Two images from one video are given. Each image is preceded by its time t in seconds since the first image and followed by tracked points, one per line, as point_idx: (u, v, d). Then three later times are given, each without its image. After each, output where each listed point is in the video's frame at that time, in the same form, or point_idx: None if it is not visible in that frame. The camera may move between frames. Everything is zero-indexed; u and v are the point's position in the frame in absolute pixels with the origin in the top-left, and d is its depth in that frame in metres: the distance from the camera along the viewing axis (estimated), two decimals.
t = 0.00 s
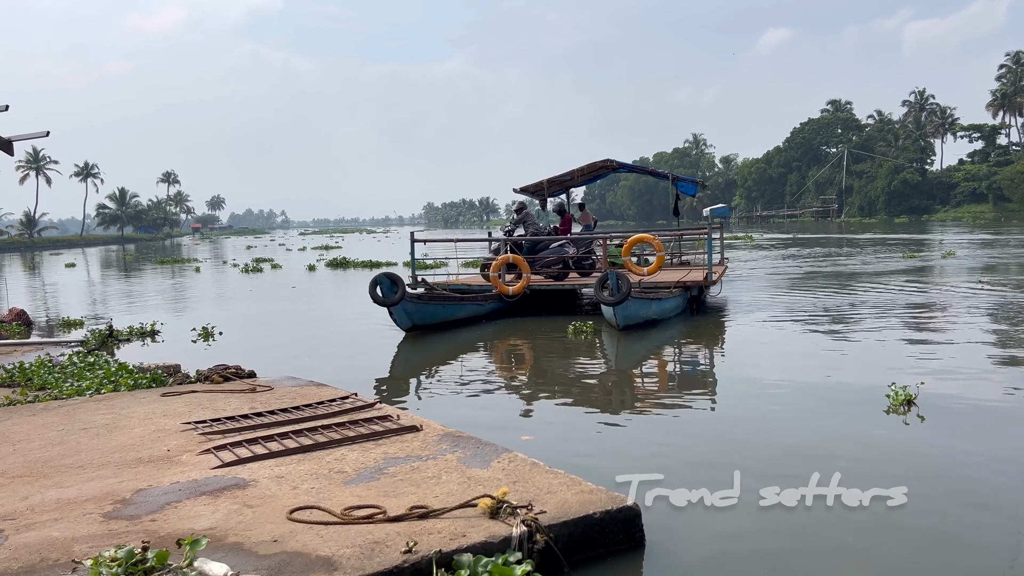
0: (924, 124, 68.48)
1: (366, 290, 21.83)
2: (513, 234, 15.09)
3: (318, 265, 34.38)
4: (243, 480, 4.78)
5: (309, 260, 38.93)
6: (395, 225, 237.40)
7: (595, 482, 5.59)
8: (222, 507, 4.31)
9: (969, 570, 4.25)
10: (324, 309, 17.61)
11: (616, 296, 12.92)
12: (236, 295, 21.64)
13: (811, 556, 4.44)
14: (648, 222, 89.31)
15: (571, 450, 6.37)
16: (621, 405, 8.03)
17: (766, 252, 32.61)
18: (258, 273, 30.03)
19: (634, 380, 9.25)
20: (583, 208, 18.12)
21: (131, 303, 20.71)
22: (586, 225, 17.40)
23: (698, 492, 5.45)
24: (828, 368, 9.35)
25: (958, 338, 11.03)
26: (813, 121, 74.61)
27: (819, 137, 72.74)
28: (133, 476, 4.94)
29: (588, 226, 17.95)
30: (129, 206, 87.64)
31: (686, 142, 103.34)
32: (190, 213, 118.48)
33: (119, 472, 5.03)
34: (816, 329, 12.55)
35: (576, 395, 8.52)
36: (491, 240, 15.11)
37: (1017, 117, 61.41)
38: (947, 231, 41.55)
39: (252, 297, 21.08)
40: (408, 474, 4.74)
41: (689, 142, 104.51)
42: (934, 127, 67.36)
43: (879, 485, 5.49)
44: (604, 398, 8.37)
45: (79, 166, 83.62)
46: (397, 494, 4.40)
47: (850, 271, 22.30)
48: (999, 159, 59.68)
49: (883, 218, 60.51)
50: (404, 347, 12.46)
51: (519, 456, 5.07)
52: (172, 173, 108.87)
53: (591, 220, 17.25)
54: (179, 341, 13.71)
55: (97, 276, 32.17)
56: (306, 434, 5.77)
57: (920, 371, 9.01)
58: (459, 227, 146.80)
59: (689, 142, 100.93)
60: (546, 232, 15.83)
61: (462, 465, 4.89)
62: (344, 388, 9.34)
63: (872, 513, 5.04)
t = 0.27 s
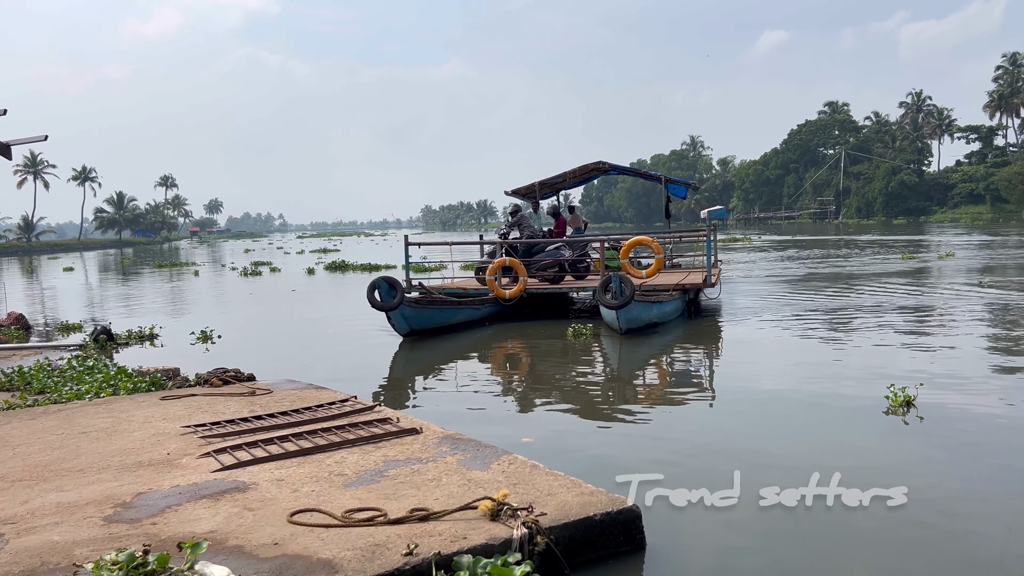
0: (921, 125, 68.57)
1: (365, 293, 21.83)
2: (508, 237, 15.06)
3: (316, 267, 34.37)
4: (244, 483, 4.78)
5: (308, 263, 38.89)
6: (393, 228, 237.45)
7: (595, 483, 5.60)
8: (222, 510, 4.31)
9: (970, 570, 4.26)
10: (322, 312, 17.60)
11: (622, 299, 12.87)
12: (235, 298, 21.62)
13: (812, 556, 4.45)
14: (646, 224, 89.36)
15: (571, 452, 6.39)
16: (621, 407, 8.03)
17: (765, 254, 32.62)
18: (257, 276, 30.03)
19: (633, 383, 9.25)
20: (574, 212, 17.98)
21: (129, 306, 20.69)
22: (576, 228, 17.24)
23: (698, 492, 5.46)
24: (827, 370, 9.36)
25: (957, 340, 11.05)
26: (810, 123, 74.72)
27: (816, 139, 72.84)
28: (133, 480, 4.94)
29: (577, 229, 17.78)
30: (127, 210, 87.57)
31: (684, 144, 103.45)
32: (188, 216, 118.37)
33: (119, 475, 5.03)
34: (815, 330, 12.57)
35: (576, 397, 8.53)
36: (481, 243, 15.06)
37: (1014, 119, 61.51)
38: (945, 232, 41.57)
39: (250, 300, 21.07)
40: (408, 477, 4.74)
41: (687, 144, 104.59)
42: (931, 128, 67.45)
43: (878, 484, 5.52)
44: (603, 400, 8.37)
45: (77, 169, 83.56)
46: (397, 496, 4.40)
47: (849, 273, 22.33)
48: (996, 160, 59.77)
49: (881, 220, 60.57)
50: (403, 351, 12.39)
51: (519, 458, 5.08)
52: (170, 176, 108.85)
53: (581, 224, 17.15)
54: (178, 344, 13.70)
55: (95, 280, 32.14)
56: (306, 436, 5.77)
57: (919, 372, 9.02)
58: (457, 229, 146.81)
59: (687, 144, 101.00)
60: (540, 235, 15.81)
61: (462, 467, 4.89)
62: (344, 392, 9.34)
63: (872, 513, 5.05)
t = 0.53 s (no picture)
0: (921, 126, 68.56)
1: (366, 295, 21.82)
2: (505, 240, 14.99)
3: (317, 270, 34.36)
4: (245, 486, 4.77)
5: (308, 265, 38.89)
6: (394, 230, 237.55)
7: (596, 485, 5.60)
8: (223, 512, 4.31)
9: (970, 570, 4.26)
10: (323, 315, 17.59)
11: (628, 301, 12.75)
12: (235, 301, 21.60)
13: (812, 556, 4.45)
14: (646, 225, 89.37)
15: (571, 453, 6.39)
16: (622, 409, 8.03)
17: (765, 255, 32.60)
18: (258, 278, 30.03)
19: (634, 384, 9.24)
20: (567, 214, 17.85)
21: (130, 309, 20.68)
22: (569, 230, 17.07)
23: (698, 492, 5.47)
24: (828, 371, 9.35)
25: (957, 341, 11.04)
26: (810, 124, 74.73)
27: (816, 140, 72.85)
28: (134, 483, 4.94)
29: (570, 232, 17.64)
30: (127, 213, 87.58)
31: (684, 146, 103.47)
32: (189, 219, 118.41)
33: (120, 479, 5.03)
34: (815, 331, 12.57)
35: (576, 399, 8.52)
36: (477, 245, 15.03)
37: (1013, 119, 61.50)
38: (946, 233, 41.53)
39: (251, 302, 21.06)
40: (409, 479, 4.74)
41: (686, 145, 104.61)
42: (931, 129, 67.44)
43: (878, 485, 5.52)
44: (604, 401, 8.37)
45: (77, 172, 83.57)
46: (399, 498, 4.40)
47: (849, 273, 22.31)
48: (996, 160, 59.77)
49: (881, 220, 60.56)
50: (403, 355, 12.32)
51: (519, 460, 5.08)
52: (171, 179, 108.89)
53: (573, 227, 17.00)
54: (178, 347, 13.69)
55: (95, 283, 32.13)
56: (306, 439, 5.76)
57: (920, 372, 9.02)
58: (458, 232, 146.84)
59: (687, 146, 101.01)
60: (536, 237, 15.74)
61: (463, 469, 4.89)
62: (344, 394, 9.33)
63: (873, 514, 5.05)
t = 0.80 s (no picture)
0: (921, 126, 68.57)
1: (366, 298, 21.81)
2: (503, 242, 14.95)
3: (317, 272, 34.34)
4: (246, 488, 4.77)
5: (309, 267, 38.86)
6: (394, 232, 237.62)
7: (596, 486, 5.60)
8: (225, 515, 4.31)
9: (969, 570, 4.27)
10: (324, 317, 17.58)
11: (633, 304, 12.77)
12: (236, 303, 21.61)
13: (811, 557, 4.44)
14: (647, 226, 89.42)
15: (571, 454, 6.39)
16: (622, 410, 8.02)
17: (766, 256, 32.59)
18: (259, 281, 30.03)
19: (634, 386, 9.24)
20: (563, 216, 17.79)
21: (131, 312, 20.69)
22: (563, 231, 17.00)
23: (698, 491, 5.48)
24: (828, 372, 9.35)
25: (958, 341, 11.04)
26: (811, 124, 74.75)
27: (817, 140, 72.85)
28: (135, 486, 4.94)
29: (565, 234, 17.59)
30: (128, 216, 87.62)
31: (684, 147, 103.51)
32: (189, 221, 118.39)
33: (122, 481, 5.03)
34: (815, 332, 12.56)
35: (577, 401, 8.52)
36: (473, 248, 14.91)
37: (1013, 119, 61.50)
38: (946, 233, 41.50)
39: (252, 305, 21.06)
40: (410, 481, 4.74)
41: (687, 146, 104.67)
42: (931, 129, 67.43)
43: (878, 485, 5.52)
44: (605, 403, 8.36)
45: (78, 175, 83.61)
46: (400, 500, 4.40)
47: (849, 274, 22.29)
48: (997, 160, 59.76)
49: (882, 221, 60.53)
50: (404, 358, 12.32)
51: (520, 462, 5.08)
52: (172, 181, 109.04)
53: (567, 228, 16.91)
54: (179, 350, 13.69)
55: (96, 286, 32.14)
56: (307, 441, 5.77)
57: (921, 373, 9.01)
58: (458, 233, 146.86)
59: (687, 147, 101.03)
60: (534, 238, 15.68)
61: (464, 471, 4.89)
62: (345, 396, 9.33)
63: (873, 513, 5.05)
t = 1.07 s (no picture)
0: (920, 127, 68.56)
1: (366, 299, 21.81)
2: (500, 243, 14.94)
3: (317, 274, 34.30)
4: (245, 490, 4.77)
5: (308, 270, 38.80)
6: (394, 234, 237.57)
7: (596, 487, 5.60)
8: (224, 517, 4.30)
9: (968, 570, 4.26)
10: (323, 319, 17.58)
11: (639, 306, 12.62)
12: (235, 305, 21.59)
13: (811, 557, 4.44)
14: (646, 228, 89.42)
15: (571, 456, 6.39)
16: (621, 412, 8.02)
17: (766, 256, 32.57)
18: (259, 283, 30.02)
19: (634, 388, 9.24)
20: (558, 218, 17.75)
21: (131, 314, 20.68)
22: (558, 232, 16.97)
23: (698, 492, 5.47)
24: (828, 372, 9.35)
25: (958, 341, 11.03)
26: (810, 125, 74.77)
27: (816, 141, 72.84)
28: (135, 488, 4.93)
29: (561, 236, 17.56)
30: (128, 218, 87.59)
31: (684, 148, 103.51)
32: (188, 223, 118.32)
33: (121, 484, 5.02)
34: (815, 332, 12.55)
35: (576, 403, 8.51)
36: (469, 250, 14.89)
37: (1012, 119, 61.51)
38: (946, 234, 41.47)
39: (251, 307, 21.04)
40: (409, 483, 4.73)
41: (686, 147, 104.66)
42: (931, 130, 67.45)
43: (879, 485, 5.51)
44: (605, 405, 8.35)
45: (77, 178, 83.58)
46: (399, 502, 4.40)
47: (850, 275, 22.26)
48: (996, 160, 59.76)
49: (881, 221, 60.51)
50: (403, 361, 12.30)
51: (520, 463, 5.07)
52: (171, 184, 109.08)
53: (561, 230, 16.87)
54: (179, 352, 13.68)
55: (96, 288, 32.10)
56: (307, 443, 5.76)
57: (921, 373, 9.01)
58: (458, 235, 146.87)
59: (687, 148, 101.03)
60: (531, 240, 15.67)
61: (464, 472, 4.89)
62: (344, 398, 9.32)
63: (872, 513, 5.05)
